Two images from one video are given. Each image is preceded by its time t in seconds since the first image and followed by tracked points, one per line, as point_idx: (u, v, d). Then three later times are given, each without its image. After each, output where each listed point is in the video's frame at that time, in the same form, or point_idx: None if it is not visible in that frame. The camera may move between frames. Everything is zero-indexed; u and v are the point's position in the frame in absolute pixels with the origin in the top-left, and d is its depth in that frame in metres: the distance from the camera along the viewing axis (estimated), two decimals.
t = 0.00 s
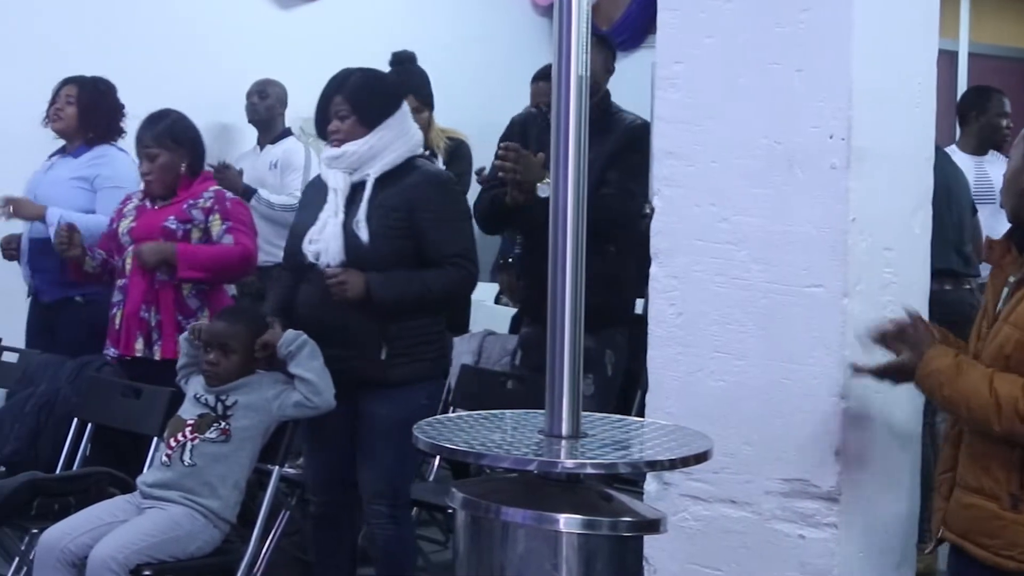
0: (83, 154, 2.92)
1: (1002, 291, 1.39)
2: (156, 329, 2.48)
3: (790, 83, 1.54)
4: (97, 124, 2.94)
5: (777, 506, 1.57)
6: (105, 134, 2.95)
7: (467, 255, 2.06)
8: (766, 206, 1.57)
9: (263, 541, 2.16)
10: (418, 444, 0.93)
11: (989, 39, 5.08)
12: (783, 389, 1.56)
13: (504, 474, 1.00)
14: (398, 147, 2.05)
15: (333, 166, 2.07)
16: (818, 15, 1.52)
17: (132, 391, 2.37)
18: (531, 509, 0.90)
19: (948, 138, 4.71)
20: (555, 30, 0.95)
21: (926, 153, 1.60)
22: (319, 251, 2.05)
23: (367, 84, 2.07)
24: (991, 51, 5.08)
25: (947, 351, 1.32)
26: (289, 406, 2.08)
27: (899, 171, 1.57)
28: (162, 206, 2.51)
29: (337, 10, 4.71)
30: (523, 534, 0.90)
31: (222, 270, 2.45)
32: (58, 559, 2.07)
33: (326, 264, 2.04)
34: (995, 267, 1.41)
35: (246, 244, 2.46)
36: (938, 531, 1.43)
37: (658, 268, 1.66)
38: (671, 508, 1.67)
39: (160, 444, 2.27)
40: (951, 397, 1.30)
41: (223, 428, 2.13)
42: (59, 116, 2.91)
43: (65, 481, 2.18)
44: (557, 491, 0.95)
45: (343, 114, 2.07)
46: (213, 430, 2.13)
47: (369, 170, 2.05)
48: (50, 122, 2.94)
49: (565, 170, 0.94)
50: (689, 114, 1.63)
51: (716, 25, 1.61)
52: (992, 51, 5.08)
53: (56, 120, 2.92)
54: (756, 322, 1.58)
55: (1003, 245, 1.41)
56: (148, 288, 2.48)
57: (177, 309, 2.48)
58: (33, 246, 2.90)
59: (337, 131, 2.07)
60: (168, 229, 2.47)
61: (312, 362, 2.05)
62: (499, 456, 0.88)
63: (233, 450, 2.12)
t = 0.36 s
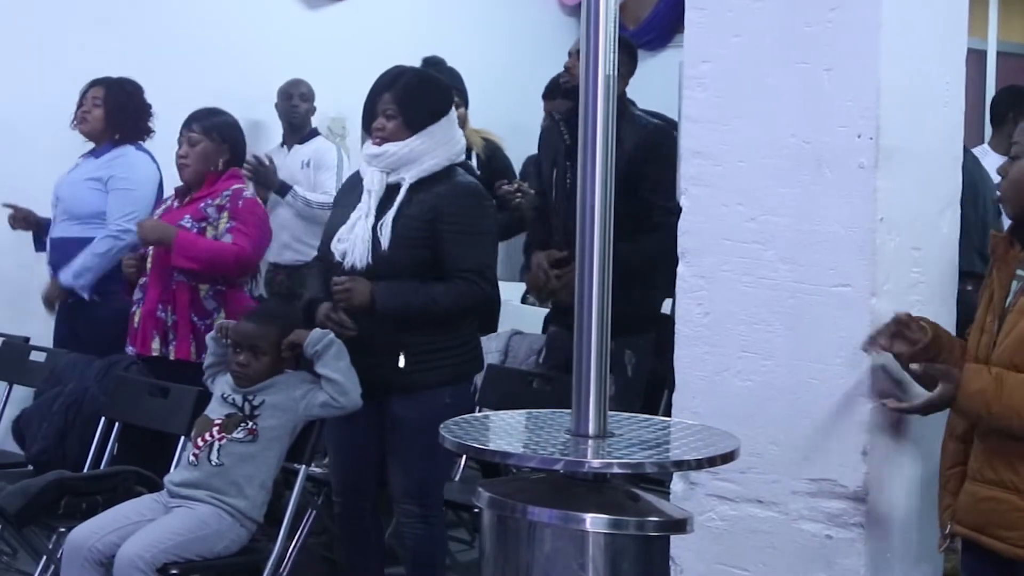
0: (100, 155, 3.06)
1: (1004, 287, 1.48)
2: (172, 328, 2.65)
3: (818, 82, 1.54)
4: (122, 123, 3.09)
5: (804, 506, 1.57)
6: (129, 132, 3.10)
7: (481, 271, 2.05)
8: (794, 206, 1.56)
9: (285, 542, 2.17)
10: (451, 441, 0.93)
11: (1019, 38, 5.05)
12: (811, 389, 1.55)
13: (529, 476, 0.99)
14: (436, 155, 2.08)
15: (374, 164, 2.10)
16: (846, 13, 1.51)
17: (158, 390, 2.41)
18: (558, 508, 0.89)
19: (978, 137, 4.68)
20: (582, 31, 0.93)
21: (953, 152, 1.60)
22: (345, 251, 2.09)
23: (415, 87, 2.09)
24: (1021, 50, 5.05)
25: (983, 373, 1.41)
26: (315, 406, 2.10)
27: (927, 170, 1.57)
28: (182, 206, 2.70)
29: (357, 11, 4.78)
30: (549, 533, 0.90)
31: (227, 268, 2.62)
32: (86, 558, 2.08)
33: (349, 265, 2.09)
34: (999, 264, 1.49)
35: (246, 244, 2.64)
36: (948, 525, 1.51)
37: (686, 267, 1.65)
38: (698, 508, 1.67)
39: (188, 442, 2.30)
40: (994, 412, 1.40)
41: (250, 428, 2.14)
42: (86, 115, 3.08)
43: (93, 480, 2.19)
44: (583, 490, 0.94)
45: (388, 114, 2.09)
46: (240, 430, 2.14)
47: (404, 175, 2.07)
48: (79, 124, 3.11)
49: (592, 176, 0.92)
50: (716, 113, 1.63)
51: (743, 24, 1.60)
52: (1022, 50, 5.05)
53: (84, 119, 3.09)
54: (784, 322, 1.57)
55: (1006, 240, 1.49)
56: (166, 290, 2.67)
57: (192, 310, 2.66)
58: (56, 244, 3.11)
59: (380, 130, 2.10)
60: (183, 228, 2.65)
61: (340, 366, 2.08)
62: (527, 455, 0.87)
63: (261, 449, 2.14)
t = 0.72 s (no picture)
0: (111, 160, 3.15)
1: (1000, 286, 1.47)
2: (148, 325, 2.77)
3: (832, 82, 1.54)
4: (120, 121, 3.20)
5: (818, 506, 1.57)
6: (129, 131, 3.21)
7: (448, 269, 2.05)
8: (808, 205, 1.56)
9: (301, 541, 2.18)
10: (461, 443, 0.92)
11: None
12: (824, 388, 1.55)
13: (543, 474, 0.98)
14: (430, 155, 2.11)
15: (373, 160, 2.14)
16: (860, 12, 1.51)
17: (172, 389, 2.42)
18: (571, 508, 0.89)
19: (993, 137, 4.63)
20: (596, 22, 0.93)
21: (966, 152, 1.61)
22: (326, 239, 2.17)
23: (420, 88, 2.13)
24: None
25: (987, 363, 1.38)
26: (328, 404, 2.11)
27: (940, 169, 1.57)
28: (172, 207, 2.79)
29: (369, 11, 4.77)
30: (563, 533, 0.89)
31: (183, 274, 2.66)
32: (100, 557, 2.08)
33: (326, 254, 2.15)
34: (990, 264, 1.48)
35: (205, 251, 2.65)
36: (947, 524, 1.49)
37: (699, 267, 1.65)
38: (712, 508, 1.67)
39: (202, 440, 2.33)
40: (996, 401, 1.37)
41: (264, 427, 2.16)
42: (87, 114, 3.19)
43: (107, 479, 2.17)
44: (598, 490, 0.93)
45: (392, 111, 2.13)
46: (254, 429, 2.16)
47: (396, 173, 2.11)
48: (79, 121, 3.21)
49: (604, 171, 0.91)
50: (730, 113, 1.63)
51: (757, 24, 1.60)
52: None
53: (84, 118, 3.19)
54: (798, 322, 1.57)
55: (993, 241, 1.48)
56: (144, 289, 2.77)
57: (166, 310, 2.75)
58: (63, 242, 3.19)
59: (382, 127, 2.14)
60: (164, 229, 2.74)
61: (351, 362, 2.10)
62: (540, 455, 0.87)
63: (275, 449, 2.15)
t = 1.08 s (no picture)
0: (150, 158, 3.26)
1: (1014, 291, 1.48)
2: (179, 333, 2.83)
3: (863, 82, 1.53)
4: (145, 120, 3.27)
5: (849, 507, 1.56)
6: (156, 131, 3.29)
7: (476, 261, 2.13)
8: (839, 205, 1.55)
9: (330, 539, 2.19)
10: (490, 441, 0.91)
11: None
12: (855, 388, 1.54)
13: (574, 471, 0.94)
14: (449, 147, 2.19)
15: (387, 161, 2.21)
16: (892, 11, 1.50)
17: (203, 388, 2.45)
18: (601, 507, 0.85)
19: None
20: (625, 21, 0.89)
21: (998, 151, 1.60)
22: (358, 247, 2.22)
23: (431, 86, 2.22)
24: None
25: (1008, 360, 1.41)
26: (358, 404, 2.14)
27: (971, 169, 1.57)
28: (198, 214, 2.83)
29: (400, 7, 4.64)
30: (593, 533, 0.85)
31: (225, 290, 2.73)
32: (131, 556, 2.09)
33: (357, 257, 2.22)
34: (999, 267, 1.49)
35: (247, 268, 2.73)
36: (970, 531, 1.50)
37: (730, 267, 1.64)
38: (742, 508, 1.66)
39: (231, 441, 2.36)
40: (1018, 397, 1.40)
41: (294, 427, 2.16)
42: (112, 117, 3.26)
43: (136, 477, 2.18)
44: (628, 491, 0.88)
45: (405, 111, 2.23)
46: (284, 429, 2.16)
47: (415, 169, 2.19)
48: (105, 124, 3.27)
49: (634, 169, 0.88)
50: (760, 112, 1.62)
51: (789, 23, 1.60)
52: None
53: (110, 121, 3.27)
54: (829, 322, 1.56)
55: (1001, 246, 1.50)
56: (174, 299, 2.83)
57: (199, 320, 2.81)
58: (101, 240, 3.27)
59: (394, 126, 2.23)
60: (194, 240, 2.79)
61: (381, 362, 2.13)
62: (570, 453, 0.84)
63: (304, 449, 2.15)
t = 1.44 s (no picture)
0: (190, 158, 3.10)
1: None
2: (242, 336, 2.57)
3: (896, 82, 1.53)
4: (188, 125, 3.15)
5: (882, 509, 1.56)
6: (199, 132, 3.17)
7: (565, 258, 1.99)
8: (872, 205, 1.55)
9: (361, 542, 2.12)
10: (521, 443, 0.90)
11: None
12: (887, 389, 1.54)
13: (602, 471, 0.92)
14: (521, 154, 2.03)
15: (462, 160, 2.01)
16: (925, 11, 1.50)
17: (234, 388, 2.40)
18: (632, 508, 0.81)
19: None
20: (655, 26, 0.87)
21: None
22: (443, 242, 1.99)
23: (496, 89, 2.05)
24: None
25: None
26: (389, 405, 2.05)
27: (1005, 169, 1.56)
28: (245, 215, 2.58)
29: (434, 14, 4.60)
30: (624, 535, 0.81)
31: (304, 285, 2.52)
32: (163, 555, 2.04)
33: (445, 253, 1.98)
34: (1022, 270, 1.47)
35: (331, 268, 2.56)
36: (1001, 536, 1.50)
37: (762, 268, 1.64)
38: (775, 510, 1.65)
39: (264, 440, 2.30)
40: None
41: (326, 427, 2.11)
42: (154, 119, 3.13)
43: (168, 477, 2.18)
44: (660, 492, 0.86)
45: (476, 113, 2.04)
46: (316, 430, 2.11)
47: (496, 169, 2.00)
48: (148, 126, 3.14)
49: (668, 148, 0.85)
50: (793, 112, 1.62)
51: (821, 23, 1.59)
52: None
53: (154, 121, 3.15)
54: (862, 323, 1.55)
55: None
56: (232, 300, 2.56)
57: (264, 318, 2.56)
58: (141, 243, 3.06)
59: (464, 125, 2.04)
60: (254, 239, 2.54)
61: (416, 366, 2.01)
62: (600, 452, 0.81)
63: (336, 449, 2.10)
